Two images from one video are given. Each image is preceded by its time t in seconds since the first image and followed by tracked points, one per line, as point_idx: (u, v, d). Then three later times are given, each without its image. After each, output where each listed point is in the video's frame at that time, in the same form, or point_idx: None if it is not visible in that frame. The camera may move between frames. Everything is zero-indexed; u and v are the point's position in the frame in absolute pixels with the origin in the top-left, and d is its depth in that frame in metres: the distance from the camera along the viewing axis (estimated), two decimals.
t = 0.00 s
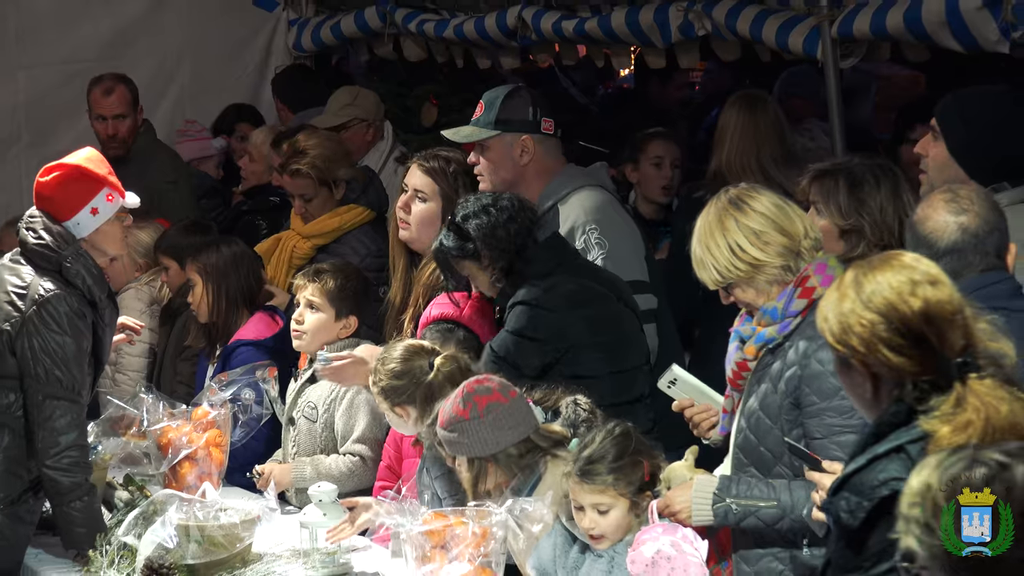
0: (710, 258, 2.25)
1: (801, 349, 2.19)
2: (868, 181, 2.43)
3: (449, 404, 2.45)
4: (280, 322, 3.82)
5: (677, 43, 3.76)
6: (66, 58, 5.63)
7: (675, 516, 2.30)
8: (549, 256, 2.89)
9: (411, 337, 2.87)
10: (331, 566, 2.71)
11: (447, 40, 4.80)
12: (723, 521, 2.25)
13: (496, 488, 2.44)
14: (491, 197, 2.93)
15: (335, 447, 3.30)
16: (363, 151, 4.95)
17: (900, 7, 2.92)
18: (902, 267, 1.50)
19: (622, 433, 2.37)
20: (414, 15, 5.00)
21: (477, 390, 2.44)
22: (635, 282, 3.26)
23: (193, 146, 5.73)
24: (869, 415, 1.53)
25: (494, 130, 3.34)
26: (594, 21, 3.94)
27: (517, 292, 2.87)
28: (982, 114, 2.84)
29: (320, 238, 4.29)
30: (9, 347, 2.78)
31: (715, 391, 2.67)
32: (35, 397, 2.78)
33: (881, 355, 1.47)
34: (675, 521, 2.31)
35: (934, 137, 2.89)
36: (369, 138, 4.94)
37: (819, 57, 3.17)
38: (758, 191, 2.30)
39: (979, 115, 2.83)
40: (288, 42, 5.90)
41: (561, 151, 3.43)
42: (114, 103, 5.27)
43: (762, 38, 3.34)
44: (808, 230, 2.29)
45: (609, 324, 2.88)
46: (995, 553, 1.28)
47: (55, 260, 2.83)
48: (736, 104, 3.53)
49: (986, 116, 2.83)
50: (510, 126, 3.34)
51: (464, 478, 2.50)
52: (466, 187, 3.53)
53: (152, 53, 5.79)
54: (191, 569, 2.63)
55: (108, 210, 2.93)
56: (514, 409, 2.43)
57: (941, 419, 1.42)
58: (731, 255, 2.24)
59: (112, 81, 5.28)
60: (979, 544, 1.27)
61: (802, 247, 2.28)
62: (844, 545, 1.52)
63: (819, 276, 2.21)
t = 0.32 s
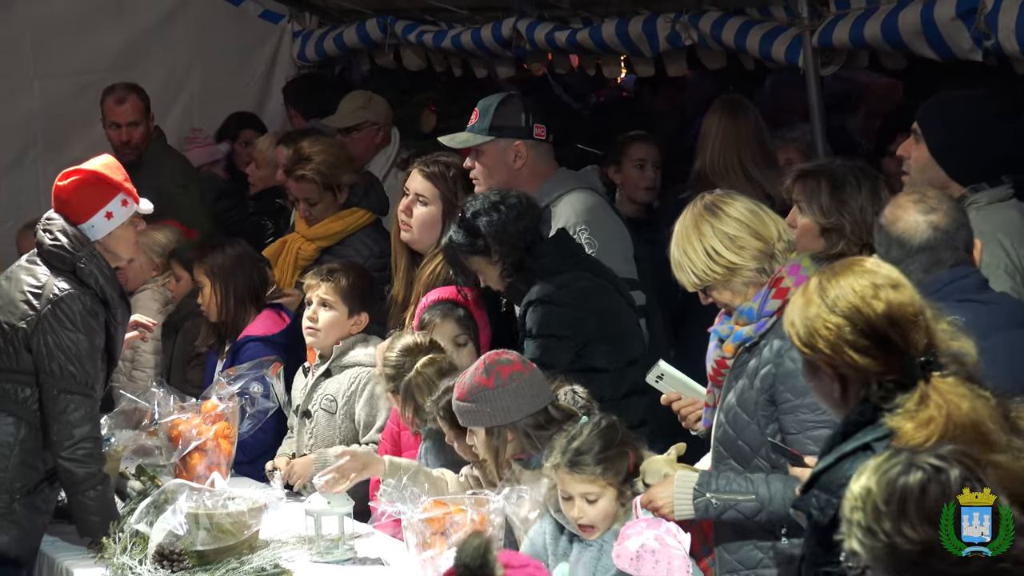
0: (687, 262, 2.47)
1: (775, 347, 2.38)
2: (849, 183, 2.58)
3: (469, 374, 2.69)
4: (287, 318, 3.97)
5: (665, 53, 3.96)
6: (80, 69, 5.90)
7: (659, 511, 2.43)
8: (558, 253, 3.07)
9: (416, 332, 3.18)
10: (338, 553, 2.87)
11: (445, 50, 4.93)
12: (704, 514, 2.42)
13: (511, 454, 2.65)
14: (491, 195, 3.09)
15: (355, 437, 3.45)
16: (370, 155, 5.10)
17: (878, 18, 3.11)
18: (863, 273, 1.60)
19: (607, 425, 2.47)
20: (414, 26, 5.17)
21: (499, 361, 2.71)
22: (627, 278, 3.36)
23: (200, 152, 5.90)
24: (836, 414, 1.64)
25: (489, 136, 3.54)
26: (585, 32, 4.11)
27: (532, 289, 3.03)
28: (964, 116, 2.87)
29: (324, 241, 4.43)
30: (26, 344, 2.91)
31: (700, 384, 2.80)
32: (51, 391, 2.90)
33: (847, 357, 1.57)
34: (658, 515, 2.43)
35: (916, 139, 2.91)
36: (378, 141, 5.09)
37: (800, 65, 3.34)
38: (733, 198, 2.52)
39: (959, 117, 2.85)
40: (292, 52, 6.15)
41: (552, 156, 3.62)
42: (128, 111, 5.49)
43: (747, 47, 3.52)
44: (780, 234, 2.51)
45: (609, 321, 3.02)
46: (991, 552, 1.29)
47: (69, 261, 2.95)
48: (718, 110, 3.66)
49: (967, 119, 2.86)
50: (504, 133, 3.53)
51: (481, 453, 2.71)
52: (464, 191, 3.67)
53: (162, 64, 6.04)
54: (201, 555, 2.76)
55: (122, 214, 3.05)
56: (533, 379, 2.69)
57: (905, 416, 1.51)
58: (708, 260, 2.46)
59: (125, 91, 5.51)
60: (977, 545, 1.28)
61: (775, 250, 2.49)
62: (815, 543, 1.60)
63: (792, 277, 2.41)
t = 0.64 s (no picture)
0: (669, 264, 2.64)
1: (752, 345, 2.51)
2: (836, 185, 2.74)
3: (476, 364, 2.84)
4: (293, 315, 4.14)
5: (653, 62, 4.10)
6: (96, 80, 6.07)
7: (642, 502, 2.57)
8: (560, 251, 3.21)
9: (422, 324, 3.31)
10: (341, 541, 3.02)
11: (444, 62, 5.08)
12: (686, 505, 2.54)
13: (514, 438, 2.83)
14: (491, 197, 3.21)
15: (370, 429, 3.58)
16: (380, 158, 5.21)
17: (855, 30, 3.25)
18: (876, 264, 1.59)
19: (590, 421, 2.63)
20: (413, 37, 5.34)
21: (505, 350, 2.86)
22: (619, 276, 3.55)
23: (208, 159, 6.16)
24: (847, 403, 1.63)
25: (483, 143, 3.73)
26: (576, 43, 4.26)
27: (538, 290, 3.15)
28: (938, 126, 2.96)
29: (329, 243, 4.57)
30: (44, 340, 3.05)
31: (683, 379, 2.96)
32: (68, 385, 3.05)
33: (862, 344, 1.55)
34: (642, 507, 2.58)
35: (892, 146, 3.02)
36: (388, 145, 5.21)
37: (782, 74, 3.49)
38: (713, 201, 2.67)
39: (934, 125, 2.96)
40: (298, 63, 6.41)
41: (543, 161, 3.85)
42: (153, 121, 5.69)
43: (731, 57, 3.67)
44: (758, 235, 2.66)
45: (605, 321, 3.15)
46: (990, 549, 1.49)
47: (85, 262, 3.10)
48: (703, 116, 3.80)
49: (943, 128, 2.97)
50: (497, 139, 3.73)
51: (486, 439, 2.88)
52: (461, 196, 3.82)
53: (175, 74, 6.25)
54: (210, 542, 2.89)
55: (135, 216, 3.19)
56: (537, 368, 2.85)
57: (914, 399, 1.52)
58: (687, 261, 2.62)
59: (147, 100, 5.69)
60: (976, 543, 1.45)
61: (752, 251, 2.64)
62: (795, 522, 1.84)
63: (769, 277, 2.57)
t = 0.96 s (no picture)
0: (652, 267, 2.78)
1: (731, 343, 2.72)
2: (822, 195, 2.97)
3: (477, 359, 2.97)
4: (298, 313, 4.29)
5: (641, 71, 4.28)
6: (111, 88, 6.33)
7: (629, 495, 2.75)
8: (557, 252, 3.35)
9: (430, 319, 3.43)
10: (343, 528, 3.17)
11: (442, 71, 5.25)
12: (671, 498, 2.73)
13: (511, 428, 2.95)
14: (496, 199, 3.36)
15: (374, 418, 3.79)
16: (381, 163, 5.36)
17: (833, 41, 3.43)
18: (918, 255, 1.83)
19: (583, 412, 2.75)
20: (413, 48, 5.52)
21: (503, 346, 2.98)
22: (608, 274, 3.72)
23: (222, 166, 6.33)
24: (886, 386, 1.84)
25: (479, 148, 3.92)
26: (568, 54, 4.43)
27: (535, 291, 3.31)
28: (915, 132, 3.11)
29: (331, 246, 4.73)
30: (60, 337, 3.21)
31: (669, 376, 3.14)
32: (83, 380, 3.20)
33: (907, 326, 1.77)
34: (628, 499, 2.75)
35: (868, 152, 3.18)
36: (390, 150, 5.35)
37: (764, 83, 3.65)
38: (692, 206, 2.81)
39: (909, 132, 3.10)
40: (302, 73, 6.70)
41: (535, 166, 4.05)
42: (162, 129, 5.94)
43: (715, 67, 3.84)
44: (736, 238, 2.80)
45: (596, 317, 3.30)
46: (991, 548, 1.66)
47: (100, 263, 3.24)
48: (691, 122, 3.92)
49: (917, 135, 3.11)
50: (493, 144, 3.92)
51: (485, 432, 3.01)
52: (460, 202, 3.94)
53: (184, 83, 6.50)
54: (219, 529, 3.05)
55: (148, 219, 3.33)
56: (535, 363, 2.99)
57: (956, 374, 1.72)
58: (669, 265, 2.77)
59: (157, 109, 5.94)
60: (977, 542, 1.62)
61: (731, 253, 2.79)
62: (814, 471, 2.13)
63: (747, 278, 2.74)
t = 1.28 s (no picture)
0: (640, 270, 2.95)
1: (715, 342, 2.88)
2: (796, 199, 3.11)
3: (488, 346, 3.14)
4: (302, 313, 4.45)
5: (629, 82, 4.44)
6: (125, 97, 6.66)
7: (619, 489, 2.92)
8: (547, 250, 3.49)
9: (440, 316, 3.59)
10: (344, 516, 3.33)
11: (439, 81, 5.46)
12: (659, 490, 2.90)
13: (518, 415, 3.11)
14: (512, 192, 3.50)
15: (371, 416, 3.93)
16: (379, 172, 5.52)
17: (812, 52, 3.61)
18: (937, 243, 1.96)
19: (570, 403, 2.89)
20: (412, 60, 5.73)
21: (514, 336, 3.17)
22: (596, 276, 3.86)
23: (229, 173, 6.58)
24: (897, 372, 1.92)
25: (476, 153, 4.12)
26: (559, 65, 4.61)
27: (529, 287, 3.46)
28: (887, 141, 3.31)
29: (333, 250, 4.86)
30: (76, 336, 3.37)
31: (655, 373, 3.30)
32: (98, 377, 3.36)
33: (931, 305, 1.88)
34: (618, 492, 2.92)
35: (844, 159, 3.38)
36: (385, 158, 5.51)
37: (746, 93, 3.84)
38: (679, 212, 2.98)
39: (883, 140, 3.30)
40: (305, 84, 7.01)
41: (530, 171, 4.26)
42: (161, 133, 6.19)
43: (699, 77, 4.01)
44: (720, 243, 2.96)
45: (583, 316, 3.46)
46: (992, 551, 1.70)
47: (114, 265, 3.40)
48: (682, 133, 4.09)
49: (889, 142, 3.31)
50: (489, 150, 4.12)
51: (490, 417, 3.17)
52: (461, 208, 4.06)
53: (193, 91, 6.83)
54: (227, 518, 3.20)
55: (159, 223, 3.48)
56: (542, 355, 3.18)
57: (980, 351, 1.80)
58: (656, 268, 2.93)
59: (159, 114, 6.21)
60: (977, 542, 1.65)
61: (715, 257, 2.95)
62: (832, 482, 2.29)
63: (730, 281, 2.89)
